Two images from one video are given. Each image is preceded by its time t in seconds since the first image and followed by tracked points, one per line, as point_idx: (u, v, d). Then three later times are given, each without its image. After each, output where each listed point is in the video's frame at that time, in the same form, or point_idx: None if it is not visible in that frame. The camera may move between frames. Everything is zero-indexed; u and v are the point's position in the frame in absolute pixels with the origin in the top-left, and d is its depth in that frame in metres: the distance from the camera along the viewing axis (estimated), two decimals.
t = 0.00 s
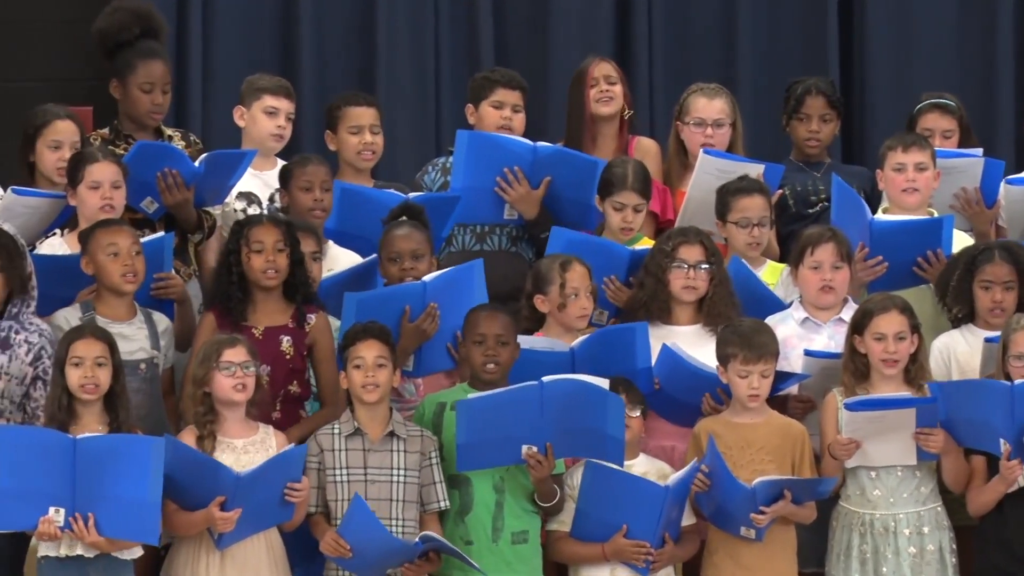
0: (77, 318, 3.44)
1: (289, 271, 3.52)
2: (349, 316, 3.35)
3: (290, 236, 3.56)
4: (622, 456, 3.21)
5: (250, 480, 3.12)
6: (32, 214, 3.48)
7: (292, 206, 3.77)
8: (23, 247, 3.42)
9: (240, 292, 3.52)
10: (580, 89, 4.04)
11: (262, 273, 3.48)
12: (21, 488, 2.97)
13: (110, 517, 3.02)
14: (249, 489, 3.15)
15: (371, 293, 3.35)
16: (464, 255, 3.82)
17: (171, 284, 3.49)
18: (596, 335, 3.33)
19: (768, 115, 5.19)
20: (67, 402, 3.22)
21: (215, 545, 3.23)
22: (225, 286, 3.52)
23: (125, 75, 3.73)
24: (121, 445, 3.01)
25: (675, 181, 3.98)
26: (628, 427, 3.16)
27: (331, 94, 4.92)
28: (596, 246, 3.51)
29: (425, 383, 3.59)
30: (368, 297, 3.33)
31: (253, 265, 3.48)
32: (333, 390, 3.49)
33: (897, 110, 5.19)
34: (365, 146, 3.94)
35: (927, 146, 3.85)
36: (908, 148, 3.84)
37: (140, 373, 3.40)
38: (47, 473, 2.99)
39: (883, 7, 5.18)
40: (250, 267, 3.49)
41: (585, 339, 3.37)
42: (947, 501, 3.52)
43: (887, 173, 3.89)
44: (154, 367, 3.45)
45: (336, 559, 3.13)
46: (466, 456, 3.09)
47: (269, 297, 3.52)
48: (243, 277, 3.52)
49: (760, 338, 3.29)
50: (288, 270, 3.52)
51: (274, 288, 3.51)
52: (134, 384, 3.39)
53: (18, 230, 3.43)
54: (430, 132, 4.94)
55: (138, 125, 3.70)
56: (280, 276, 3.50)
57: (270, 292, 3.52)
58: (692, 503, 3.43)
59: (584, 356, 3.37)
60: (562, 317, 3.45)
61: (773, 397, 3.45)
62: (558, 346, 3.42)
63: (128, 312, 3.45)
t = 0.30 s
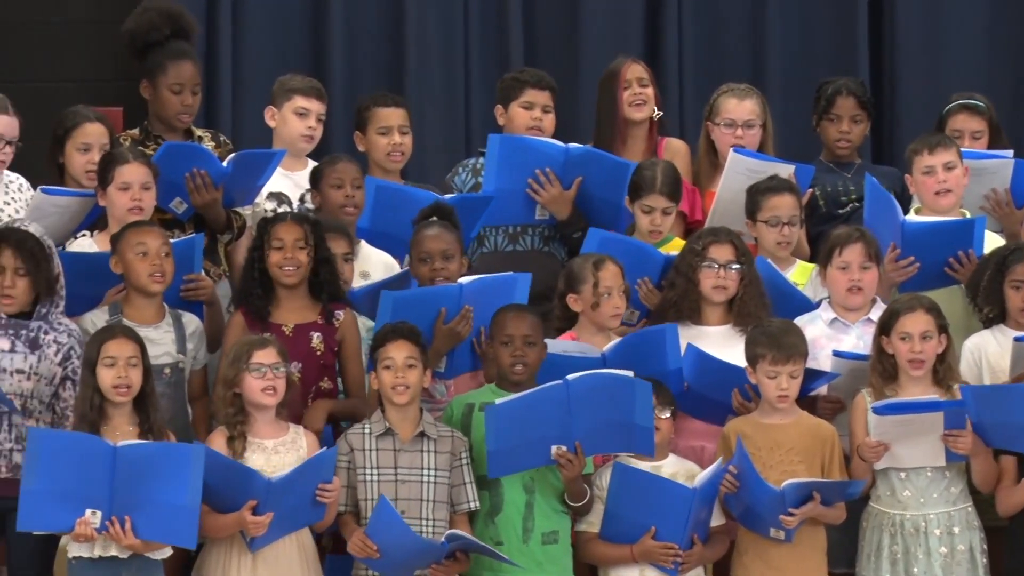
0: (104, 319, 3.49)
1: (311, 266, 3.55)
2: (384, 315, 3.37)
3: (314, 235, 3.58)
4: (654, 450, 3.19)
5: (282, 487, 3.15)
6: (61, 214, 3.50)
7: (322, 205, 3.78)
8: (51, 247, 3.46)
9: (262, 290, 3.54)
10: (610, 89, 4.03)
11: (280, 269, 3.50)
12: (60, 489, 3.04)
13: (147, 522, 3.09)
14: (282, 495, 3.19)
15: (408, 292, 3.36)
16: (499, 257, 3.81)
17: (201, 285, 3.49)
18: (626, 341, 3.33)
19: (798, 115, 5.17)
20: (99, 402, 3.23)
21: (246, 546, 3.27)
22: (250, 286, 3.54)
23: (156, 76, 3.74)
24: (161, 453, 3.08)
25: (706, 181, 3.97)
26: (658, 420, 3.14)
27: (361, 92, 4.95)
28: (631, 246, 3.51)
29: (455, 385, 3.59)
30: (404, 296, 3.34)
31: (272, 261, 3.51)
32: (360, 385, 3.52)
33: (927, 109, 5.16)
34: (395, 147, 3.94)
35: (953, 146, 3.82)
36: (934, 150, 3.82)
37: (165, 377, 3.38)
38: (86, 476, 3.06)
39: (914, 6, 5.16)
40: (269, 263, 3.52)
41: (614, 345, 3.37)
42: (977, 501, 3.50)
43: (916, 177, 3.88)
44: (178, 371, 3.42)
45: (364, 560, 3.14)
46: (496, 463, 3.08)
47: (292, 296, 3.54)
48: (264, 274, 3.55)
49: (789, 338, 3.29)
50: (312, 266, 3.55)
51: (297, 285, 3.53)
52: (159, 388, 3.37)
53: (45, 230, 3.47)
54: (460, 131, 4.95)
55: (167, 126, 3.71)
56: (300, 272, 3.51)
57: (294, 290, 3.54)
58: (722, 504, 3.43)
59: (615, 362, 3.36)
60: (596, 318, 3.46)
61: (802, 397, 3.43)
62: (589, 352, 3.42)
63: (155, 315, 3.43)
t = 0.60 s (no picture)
0: (136, 319, 3.44)
1: (339, 268, 3.52)
2: (422, 314, 3.38)
3: (341, 236, 3.55)
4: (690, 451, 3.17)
5: (317, 480, 3.17)
6: (92, 214, 3.50)
7: (358, 205, 3.76)
8: (82, 248, 3.44)
9: (289, 289, 3.50)
10: (640, 88, 4.02)
11: (309, 269, 3.47)
12: (99, 489, 3.05)
13: (186, 521, 3.09)
14: (317, 493, 3.20)
15: (445, 294, 3.37)
16: (533, 257, 3.80)
17: (234, 284, 3.50)
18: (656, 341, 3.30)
19: (831, 115, 5.17)
20: (133, 402, 3.24)
21: (279, 541, 3.28)
22: (276, 287, 3.49)
23: (189, 75, 3.74)
24: (201, 454, 3.09)
25: (739, 181, 3.96)
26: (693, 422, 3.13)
27: (394, 95, 4.95)
28: (665, 246, 3.49)
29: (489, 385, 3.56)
30: (441, 296, 3.35)
31: (301, 260, 3.47)
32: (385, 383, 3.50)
33: (960, 109, 5.15)
34: (428, 147, 3.94)
35: (984, 145, 3.81)
36: (965, 149, 3.81)
37: (199, 374, 3.37)
38: (127, 475, 3.06)
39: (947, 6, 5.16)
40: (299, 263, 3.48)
41: (644, 347, 3.36)
42: (1011, 502, 3.50)
43: (947, 176, 3.87)
44: (213, 368, 3.41)
45: (400, 560, 3.15)
46: (531, 463, 3.08)
47: (318, 297, 3.50)
48: (292, 273, 3.50)
49: (821, 339, 3.28)
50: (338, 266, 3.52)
51: (323, 287, 3.49)
52: (193, 385, 3.37)
53: (76, 230, 3.45)
54: (492, 130, 4.95)
55: (200, 127, 3.69)
56: (328, 273, 3.49)
57: (319, 292, 3.50)
58: (754, 505, 3.42)
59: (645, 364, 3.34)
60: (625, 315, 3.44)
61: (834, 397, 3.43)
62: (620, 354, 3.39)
63: (188, 313, 3.42)
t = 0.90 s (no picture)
0: (174, 317, 3.44)
1: (368, 268, 3.50)
2: (460, 313, 3.40)
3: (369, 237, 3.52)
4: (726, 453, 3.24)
5: (349, 490, 3.17)
6: (127, 210, 3.50)
7: (400, 203, 3.71)
8: (118, 249, 3.44)
9: (318, 288, 3.47)
10: (676, 90, 4.02)
11: (342, 268, 3.44)
12: (135, 489, 3.06)
13: (219, 524, 3.09)
14: (352, 495, 3.20)
15: (483, 294, 3.40)
16: (566, 255, 3.82)
17: (270, 283, 3.51)
18: (687, 343, 3.24)
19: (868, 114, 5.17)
20: (169, 401, 3.23)
21: (315, 544, 3.29)
22: (304, 288, 3.46)
23: (224, 74, 3.73)
24: (235, 459, 3.08)
25: (775, 181, 3.96)
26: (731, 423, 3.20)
27: (430, 96, 4.94)
28: (701, 248, 3.48)
29: (525, 384, 3.55)
30: (479, 295, 3.39)
31: (333, 260, 3.45)
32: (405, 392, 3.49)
33: (997, 108, 5.14)
34: (463, 148, 3.94)
35: None
36: (1005, 147, 3.81)
37: (235, 375, 3.38)
38: (160, 476, 3.06)
39: (982, 5, 5.16)
40: (329, 263, 3.45)
41: (676, 348, 3.30)
42: None
43: (984, 173, 3.87)
44: (249, 369, 3.42)
45: (441, 560, 3.22)
46: (571, 465, 3.14)
47: (343, 297, 3.47)
48: (321, 274, 3.47)
49: (858, 338, 3.28)
50: (367, 267, 3.50)
51: (351, 287, 3.47)
52: (228, 386, 3.37)
53: (111, 231, 3.46)
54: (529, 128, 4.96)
55: (237, 126, 3.69)
56: (359, 273, 3.46)
57: (346, 291, 3.47)
58: (789, 503, 3.42)
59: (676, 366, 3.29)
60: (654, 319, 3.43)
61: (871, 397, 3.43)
62: (653, 355, 3.37)
63: (226, 313, 3.44)
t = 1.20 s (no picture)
0: (209, 313, 3.45)
1: (402, 268, 3.51)
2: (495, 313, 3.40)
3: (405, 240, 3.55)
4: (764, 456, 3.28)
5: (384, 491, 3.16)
6: (163, 211, 3.48)
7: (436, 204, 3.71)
8: (151, 249, 3.42)
9: (354, 289, 3.46)
10: (714, 90, 4.04)
11: (381, 269, 3.45)
12: (170, 489, 3.05)
13: (254, 524, 3.08)
14: (388, 495, 3.20)
15: (516, 295, 3.40)
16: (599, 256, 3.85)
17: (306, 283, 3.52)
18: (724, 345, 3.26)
19: (906, 116, 5.25)
20: (205, 401, 3.23)
21: (352, 543, 3.29)
22: (339, 291, 3.45)
23: (258, 75, 3.72)
24: (270, 458, 3.07)
25: (811, 181, 3.96)
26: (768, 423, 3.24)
27: (465, 95, 5.02)
28: (742, 246, 3.46)
29: (562, 385, 3.55)
30: (514, 296, 3.38)
31: (371, 261, 3.45)
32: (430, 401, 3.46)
33: None
34: (499, 147, 3.94)
35: None
36: None
37: (269, 370, 3.37)
38: (195, 477, 3.05)
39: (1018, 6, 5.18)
40: (368, 265, 3.46)
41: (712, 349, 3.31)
42: None
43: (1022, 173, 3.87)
44: (282, 364, 3.41)
45: (479, 562, 3.23)
46: (611, 462, 3.13)
47: (379, 298, 3.50)
48: (358, 276, 3.47)
49: (894, 339, 3.27)
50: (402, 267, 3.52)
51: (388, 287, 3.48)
52: (263, 381, 3.36)
53: (145, 230, 3.45)
54: (564, 123, 5.03)
55: (272, 126, 3.70)
56: (397, 273, 3.47)
57: (379, 289, 3.49)
58: (826, 503, 3.42)
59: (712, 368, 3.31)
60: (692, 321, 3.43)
61: (907, 396, 3.44)
62: (690, 357, 3.38)
63: (258, 311, 3.44)
